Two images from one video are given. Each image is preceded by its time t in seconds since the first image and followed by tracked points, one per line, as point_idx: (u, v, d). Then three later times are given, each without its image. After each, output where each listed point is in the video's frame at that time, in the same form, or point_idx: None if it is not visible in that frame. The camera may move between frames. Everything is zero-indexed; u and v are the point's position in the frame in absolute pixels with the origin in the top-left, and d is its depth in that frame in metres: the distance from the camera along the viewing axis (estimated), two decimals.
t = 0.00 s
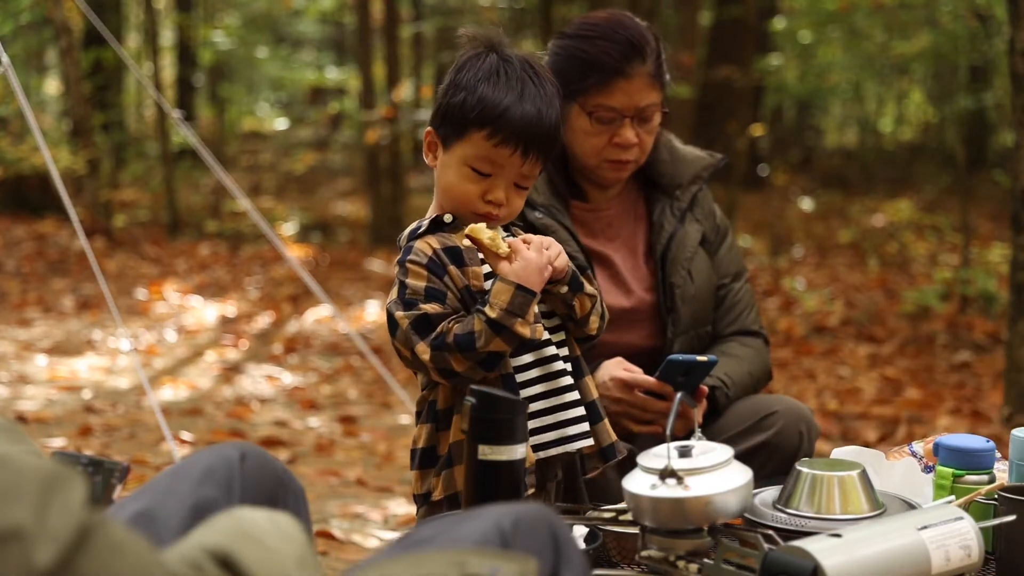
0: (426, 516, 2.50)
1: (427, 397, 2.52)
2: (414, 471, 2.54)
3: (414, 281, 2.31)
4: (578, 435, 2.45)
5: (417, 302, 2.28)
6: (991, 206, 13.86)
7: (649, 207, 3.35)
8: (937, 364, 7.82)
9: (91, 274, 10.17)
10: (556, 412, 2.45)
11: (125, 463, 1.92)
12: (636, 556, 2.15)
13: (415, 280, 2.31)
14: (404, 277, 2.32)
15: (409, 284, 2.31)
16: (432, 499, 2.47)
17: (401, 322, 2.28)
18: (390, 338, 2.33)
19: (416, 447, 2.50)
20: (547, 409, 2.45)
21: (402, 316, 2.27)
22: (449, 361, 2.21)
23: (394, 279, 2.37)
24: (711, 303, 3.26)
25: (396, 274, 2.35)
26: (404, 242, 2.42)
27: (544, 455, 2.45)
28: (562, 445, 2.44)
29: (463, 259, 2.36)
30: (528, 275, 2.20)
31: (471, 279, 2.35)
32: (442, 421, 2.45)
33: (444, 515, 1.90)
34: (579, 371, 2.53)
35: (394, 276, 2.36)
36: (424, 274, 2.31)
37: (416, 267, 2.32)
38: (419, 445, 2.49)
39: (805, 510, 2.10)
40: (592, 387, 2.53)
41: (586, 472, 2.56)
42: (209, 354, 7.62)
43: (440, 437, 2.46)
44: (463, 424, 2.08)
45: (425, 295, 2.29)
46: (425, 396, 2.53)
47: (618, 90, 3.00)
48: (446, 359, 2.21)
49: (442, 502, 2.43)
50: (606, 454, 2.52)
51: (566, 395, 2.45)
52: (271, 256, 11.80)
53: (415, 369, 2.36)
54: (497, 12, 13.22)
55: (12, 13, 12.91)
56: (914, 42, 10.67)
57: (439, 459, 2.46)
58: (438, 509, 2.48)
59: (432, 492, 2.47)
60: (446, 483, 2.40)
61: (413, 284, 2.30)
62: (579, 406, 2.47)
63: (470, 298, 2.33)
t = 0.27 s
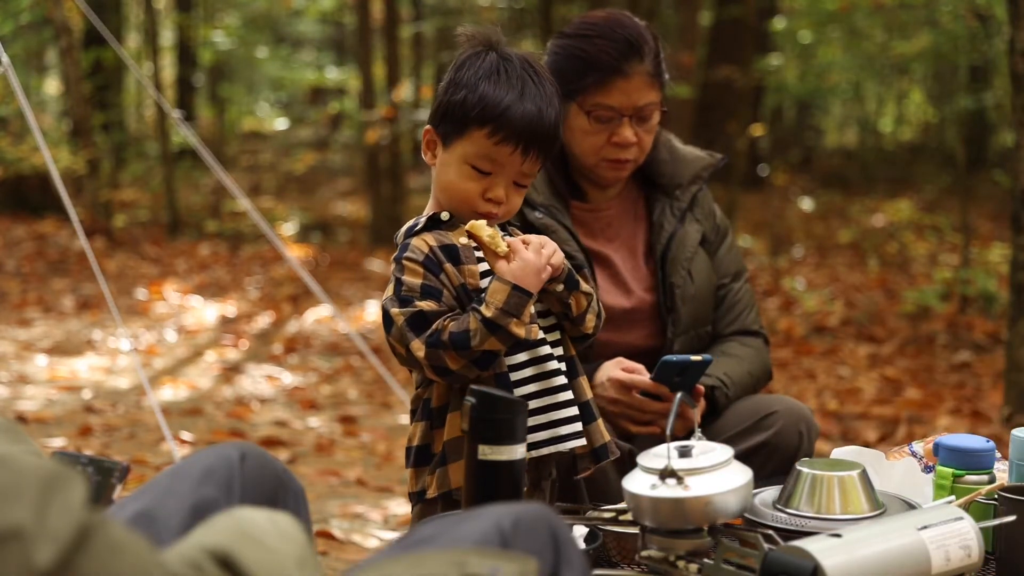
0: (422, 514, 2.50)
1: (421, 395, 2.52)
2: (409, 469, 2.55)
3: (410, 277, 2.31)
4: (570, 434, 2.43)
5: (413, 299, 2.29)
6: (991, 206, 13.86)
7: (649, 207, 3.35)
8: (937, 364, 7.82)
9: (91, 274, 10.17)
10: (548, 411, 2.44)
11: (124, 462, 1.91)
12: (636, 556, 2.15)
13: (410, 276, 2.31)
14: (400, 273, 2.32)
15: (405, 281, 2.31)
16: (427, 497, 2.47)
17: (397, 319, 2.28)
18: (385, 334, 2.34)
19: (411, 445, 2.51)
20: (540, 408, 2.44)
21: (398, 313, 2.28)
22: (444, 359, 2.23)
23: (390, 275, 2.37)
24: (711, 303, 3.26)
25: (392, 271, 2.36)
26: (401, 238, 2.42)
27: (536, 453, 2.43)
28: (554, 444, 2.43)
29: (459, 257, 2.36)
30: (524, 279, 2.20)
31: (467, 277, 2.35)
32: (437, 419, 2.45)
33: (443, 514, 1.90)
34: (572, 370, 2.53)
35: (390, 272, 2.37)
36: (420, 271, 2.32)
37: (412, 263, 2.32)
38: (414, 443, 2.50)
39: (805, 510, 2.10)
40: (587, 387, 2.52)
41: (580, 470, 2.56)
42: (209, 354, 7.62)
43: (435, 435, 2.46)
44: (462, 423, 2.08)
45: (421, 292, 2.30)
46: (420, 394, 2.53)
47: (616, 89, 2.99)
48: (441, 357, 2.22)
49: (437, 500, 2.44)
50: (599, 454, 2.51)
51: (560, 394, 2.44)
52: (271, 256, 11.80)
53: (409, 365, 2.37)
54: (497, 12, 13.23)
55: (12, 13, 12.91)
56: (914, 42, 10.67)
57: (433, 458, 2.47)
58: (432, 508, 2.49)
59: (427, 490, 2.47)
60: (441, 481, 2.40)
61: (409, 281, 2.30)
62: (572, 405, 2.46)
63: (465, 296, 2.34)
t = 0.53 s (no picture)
0: (419, 515, 2.50)
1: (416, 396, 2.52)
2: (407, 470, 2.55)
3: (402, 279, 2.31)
4: (569, 430, 2.43)
5: (406, 301, 2.29)
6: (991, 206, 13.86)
7: (648, 207, 3.35)
8: (936, 364, 7.82)
9: (91, 274, 10.17)
10: (544, 409, 2.44)
11: (124, 462, 1.91)
12: (637, 556, 2.15)
13: (403, 278, 2.31)
14: (393, 275, 2.33)
15: (398, 283, 2.31)
16: (425, 497, 2.48)
17: (390, 321, 2.28)
18: (379, 336, 2.34)
19: (409, 446, 2.51)
20: (538, 406, 2.44)
21: (391, 314, 2.28)
22: (439, 358, 2.22)
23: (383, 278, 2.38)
24: (710, 302, 3.27)
25: (385, 273, 2.36)
26: (392, 241, 2.42)
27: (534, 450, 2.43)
28: (550, 441, 2.43)
29: (451, 257, 2.36)
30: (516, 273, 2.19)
31: (460, 277, 2.35)
32: (433, 419, 2.45)
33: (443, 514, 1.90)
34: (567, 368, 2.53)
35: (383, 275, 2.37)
36: (412, 272, 2.32)
37: (404, 265, 2.32)
38: (412, 443, 2.50)
39: (804, 510, 2.10)
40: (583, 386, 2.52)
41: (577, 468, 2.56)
42: (209, 354, 7.62)
43: (432, 435, 2.47)
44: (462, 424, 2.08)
45: (414, 293, 2.30)
46: (416, 394, 2.53)
47: (615, 89, 2.99)
48: (435, 357, 2.22)
49: (435, 500, 2.44)
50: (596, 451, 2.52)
51: (554, 391, 2.44)
52: (271, 256, 11.81)
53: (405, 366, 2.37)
54: (497, 12, 13.24)
55: (12, 13, 12.91)
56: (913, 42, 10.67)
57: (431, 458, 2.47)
58: (430, 509, 2.49)
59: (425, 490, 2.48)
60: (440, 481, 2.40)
61: (402, 283, 2.31)
62: (568, 401, 2.46)
63: (458, 296, 2.34)
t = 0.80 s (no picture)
0: (413, 515, 2.50)
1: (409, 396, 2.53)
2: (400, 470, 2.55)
3: (393, 279, 2.32)
4: (559, 430, 2.44)
5: (397, 301, 2.29)
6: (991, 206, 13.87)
7: (647, 206, 3.35)
8: (936, 364, 7.82)
9: (91, 274, 10.17)
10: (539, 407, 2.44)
11: (125, 463, 1.92)
12: (636, 556, 2.15)
13: (394, 278, 2.32)
14: (384, 275, 2.33)
15: (389, 283, 2.32)
16: (419, 497, 2.48)
17: (382, 320, 2.29)
18: (371, 335, 2.34)
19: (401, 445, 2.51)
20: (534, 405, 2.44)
21: (383, 315, 2.28)
22: (429, 357, 2.23)
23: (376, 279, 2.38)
24: (710, 302, 3.27)
25: (377, 274, 2.37)
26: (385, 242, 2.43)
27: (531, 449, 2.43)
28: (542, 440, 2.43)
29: (443, 257, 2.36)
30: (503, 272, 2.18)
31: (452, 276, 2.36)
32: (426, 419, 2.45)
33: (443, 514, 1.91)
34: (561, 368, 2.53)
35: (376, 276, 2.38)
36: (404, 272, 2.32)
37: (396, 265, 2.33)
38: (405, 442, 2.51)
39: (804, 510, 2.10)
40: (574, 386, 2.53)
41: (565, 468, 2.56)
42: (209, 353, 7.62)
43: (424, 434, 2.47)
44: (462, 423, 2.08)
45: (405, 292, 2.30)
46: (408, 394, 2.53)
47: (614, 88, 3.00)
48: (426, 355, 2.23)
49: (428, 500, 2.45)
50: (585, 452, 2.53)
51: (546, 389, 2.44)
52: (271, 256, 11.81)
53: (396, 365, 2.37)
54: (497, 13, 13.24)
55: (12, 13, 12.91)
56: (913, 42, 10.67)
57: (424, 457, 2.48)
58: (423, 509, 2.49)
59: (419, 489, 2.48)
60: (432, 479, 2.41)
61: (393, 283, 2.31)
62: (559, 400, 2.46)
63: (449, 295, 2.34)
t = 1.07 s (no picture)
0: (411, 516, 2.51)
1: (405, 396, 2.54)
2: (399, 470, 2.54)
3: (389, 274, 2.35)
4: (558, 429, 2.46)
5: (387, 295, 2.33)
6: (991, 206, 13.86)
7: (648, 206, 3.35)
8: (936, 364, 7.82)
9: (91, 274, 10.17)
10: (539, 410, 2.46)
11: (125, 462, 1.92)
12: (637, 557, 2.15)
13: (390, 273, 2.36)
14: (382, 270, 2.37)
15: (384, 278, 2.35)
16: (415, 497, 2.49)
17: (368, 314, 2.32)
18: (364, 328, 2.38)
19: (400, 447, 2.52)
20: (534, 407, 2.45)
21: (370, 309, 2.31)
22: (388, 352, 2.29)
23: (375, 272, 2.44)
24: (710, 302, 3.27)
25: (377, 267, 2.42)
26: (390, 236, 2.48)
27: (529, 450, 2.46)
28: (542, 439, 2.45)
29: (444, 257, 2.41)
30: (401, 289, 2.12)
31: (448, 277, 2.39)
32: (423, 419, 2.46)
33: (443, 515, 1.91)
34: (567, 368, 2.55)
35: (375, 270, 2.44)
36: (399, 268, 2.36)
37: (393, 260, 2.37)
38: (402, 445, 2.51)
39: (805, 510, 2.10)
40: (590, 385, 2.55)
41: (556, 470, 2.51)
42: (209, 354, 7.61)
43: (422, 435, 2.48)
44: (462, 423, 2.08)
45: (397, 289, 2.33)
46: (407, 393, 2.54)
47: (614, 89, 2.99)
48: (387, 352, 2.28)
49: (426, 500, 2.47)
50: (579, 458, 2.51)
51: (547, 388, 2.45)
52: (271, 256, 11.81)
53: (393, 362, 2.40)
54: (497, 13, 13.24)
55: (12, 13, 12.90)
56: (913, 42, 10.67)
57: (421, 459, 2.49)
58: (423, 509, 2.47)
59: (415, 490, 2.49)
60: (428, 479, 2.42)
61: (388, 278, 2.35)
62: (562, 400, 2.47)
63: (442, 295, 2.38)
